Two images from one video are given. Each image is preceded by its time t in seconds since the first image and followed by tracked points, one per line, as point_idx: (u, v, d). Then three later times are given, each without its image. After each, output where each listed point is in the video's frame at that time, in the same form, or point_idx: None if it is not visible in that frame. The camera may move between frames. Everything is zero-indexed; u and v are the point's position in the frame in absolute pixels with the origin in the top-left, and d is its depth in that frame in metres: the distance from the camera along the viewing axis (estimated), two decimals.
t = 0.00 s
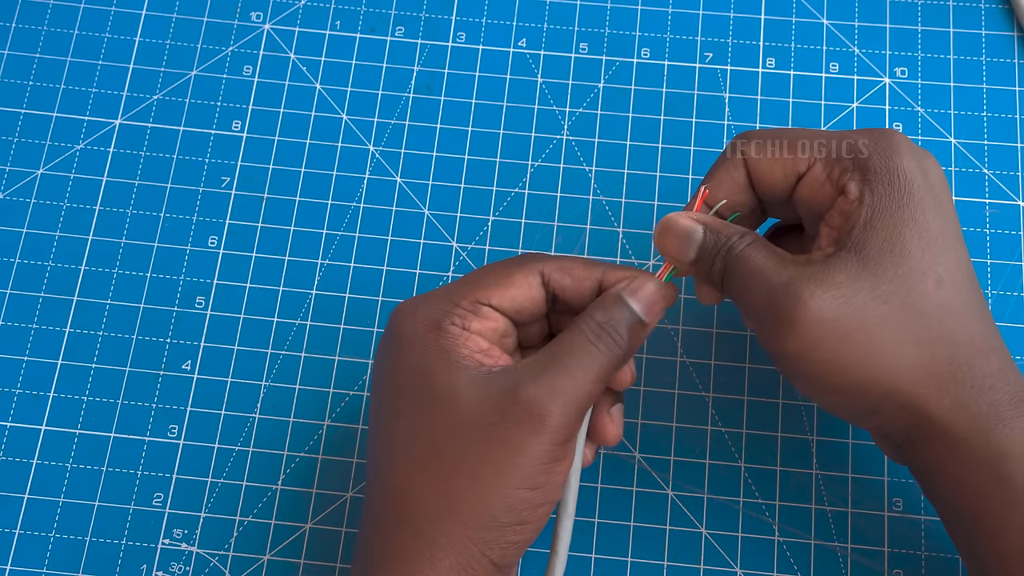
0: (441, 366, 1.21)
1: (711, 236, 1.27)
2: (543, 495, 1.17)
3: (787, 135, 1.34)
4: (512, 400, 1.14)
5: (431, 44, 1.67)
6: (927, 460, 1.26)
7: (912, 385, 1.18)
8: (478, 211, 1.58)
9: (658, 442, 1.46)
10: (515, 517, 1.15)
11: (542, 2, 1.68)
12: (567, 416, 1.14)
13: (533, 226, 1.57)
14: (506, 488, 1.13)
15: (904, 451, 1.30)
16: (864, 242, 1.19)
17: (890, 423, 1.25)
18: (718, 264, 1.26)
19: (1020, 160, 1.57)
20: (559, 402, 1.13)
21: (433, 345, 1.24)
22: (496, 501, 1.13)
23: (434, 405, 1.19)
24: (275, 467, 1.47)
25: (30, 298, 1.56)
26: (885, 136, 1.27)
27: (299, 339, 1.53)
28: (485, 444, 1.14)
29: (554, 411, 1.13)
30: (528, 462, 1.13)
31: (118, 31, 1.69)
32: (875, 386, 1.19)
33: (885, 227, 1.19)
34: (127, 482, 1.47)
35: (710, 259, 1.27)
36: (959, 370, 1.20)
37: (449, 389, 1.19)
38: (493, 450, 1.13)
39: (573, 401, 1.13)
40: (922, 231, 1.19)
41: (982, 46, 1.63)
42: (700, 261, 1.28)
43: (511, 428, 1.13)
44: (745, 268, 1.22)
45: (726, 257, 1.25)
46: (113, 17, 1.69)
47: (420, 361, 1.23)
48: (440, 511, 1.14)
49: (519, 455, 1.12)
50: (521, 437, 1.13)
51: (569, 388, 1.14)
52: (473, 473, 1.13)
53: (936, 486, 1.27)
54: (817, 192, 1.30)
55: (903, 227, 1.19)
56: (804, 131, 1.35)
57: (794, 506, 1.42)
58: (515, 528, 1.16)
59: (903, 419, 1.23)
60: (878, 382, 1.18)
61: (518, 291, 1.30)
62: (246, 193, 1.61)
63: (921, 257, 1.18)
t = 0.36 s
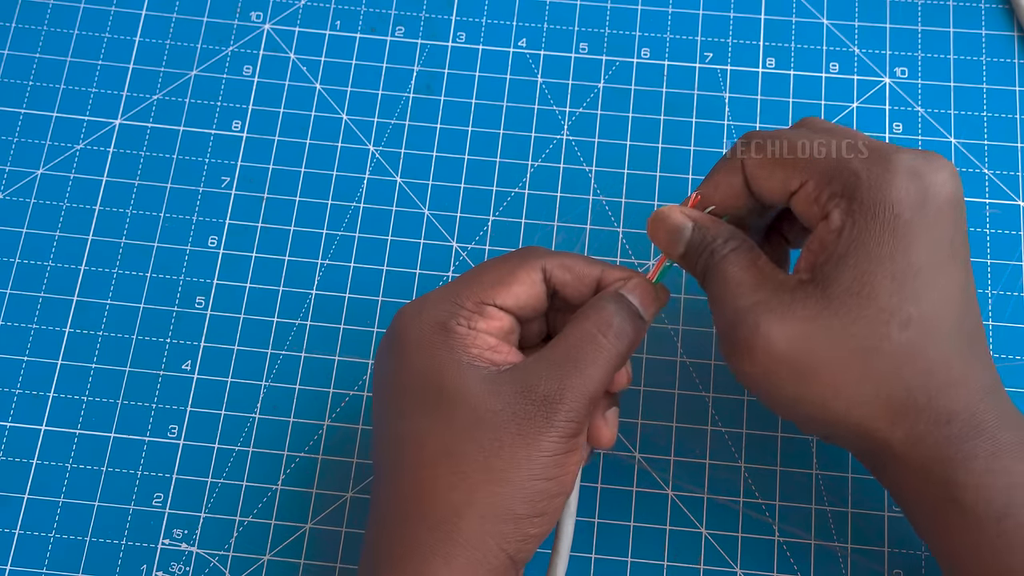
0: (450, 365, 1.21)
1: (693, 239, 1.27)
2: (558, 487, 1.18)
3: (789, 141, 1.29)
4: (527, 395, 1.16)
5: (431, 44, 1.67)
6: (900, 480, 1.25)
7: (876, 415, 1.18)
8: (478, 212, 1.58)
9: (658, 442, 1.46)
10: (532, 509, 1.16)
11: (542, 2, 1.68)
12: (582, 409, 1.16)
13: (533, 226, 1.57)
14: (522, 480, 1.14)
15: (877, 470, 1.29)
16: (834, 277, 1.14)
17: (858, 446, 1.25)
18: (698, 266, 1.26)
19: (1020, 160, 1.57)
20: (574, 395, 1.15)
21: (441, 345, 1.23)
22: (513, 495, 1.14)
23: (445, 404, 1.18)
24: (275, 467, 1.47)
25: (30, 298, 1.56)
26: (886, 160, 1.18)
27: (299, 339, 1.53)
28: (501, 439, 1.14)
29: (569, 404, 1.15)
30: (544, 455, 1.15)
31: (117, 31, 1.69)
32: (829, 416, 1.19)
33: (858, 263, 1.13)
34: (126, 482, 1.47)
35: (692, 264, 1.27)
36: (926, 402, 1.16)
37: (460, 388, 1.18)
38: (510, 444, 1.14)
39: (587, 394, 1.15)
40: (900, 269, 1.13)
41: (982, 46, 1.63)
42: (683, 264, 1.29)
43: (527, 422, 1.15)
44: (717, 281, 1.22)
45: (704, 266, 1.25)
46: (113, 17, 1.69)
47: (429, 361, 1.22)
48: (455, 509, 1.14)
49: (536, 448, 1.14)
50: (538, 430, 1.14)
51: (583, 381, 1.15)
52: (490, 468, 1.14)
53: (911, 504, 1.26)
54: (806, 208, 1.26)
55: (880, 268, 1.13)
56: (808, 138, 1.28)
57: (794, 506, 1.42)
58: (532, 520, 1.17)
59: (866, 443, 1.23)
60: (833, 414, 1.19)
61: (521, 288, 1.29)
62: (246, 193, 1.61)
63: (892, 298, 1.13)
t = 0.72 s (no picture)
0: (439, 362, 1.21)
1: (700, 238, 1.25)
2: (547, 483, 1.17)
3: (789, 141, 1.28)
4: (515, 393, 1.16)
5: (431, 44, 1.67)
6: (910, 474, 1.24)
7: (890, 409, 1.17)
8: (478, 212, 1.58)
9: (658, 442, 1.46)
10: (520, 505, 1.16)
11: (542, 2, 1.68)
12: (571, 405, 1.15)
13: (533, 226, 1.57)
14: (510, 476, 1.14)
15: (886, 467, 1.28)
16: (846, 269, 1.15)
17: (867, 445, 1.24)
18: (701, 264, 1.26)
19: (1020, 160, 1.57)
20: (562, 392, 1.15)
21: (432, 341, 1.23)
22: (502, 490, 1.14)
23: (434, 400, 1.18)
24: (275, 467, 1.47)
25: (30, 298, 1.56)
26: (889, 156, 1.20)
27: (299, 339, 1.53)
28: (490, 435, 1.14)
29: (557, 401, 1.15)
30: (533, 451, 1.14)
31: (117, 31, 1.69)
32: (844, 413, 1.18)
33: (871, 256, 1.15)
34: (126, 482, 1.47)
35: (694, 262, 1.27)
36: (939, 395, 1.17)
37: (449, 384, 1.19)
38: (498, 441, 1.14)
39: (575, 390, 1.15)
40: (907, 256, 1.15)
41: (982, 46, 1.62)
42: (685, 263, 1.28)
43: (515, 419, 1.15)
44: (726, 283, 1.21)
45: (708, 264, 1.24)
46: (113, 17, 1.69)
47: (419, 358, 1.22)
48: (444, 504, 1.14)
49: (525, 444, 1.14)
50: (527, 427, 1.14)
51: (571, 378, 1.15)
52: (478, 463, 1.14)
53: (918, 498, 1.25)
54: (812, 203, 1.26)
55: (889, 257, 1.14)
56: (810, 137, 1.28)
57: (794, 506, 1.42)
58: (521, 516, 1.16)
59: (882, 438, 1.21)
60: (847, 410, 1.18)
61: (511, 284, 1.30)
62: (246, 193, 1.61)
63: (900, 289, 1.14)
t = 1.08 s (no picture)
0: (443, 359, 1.21)
1: (721, 218, 1.27)
2: (538, 490, 1.17)
3: (795, 133, 1.33)
4: (516, 398, 1.15)
5: (431, 44, 1.67)
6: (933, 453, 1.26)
7: (929, 367, 1.18)
8: (478, 212, 1.58)
9: (658, 442, 1.46)
10: (509, 510, 1.15)
11: (542, 2, 1.68)
12: (568, 415, 1.14)
13: (533, 226, 1.57)
14: (502, 480, 1.14)
15: (910, 444, 1.29)
16: (882, 227, 1.19)
17: (900, 413, 1.24)
18: (720, 245, 1.26)
19: (1020, 160, 1.57)
20: (560, 401, 1.14)
21: (438, 338, 1.24)
22: (491, 493, 1.14)
23: (433, 398, 1.19)
24: (275, 467, 1.47)
25: (30, 298, 1.56)
26: (898, 130, 1.26)
27: (299, 339, 1.53)
28: (485, 438, 1.14)
29: (555, 409, 1.14)
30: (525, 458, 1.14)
31: (117, 31, 1.69)
32: (887, 373, 1.18)
33: (903, 215, 1.19)
34: (126, 482, 1.47)
35: (712, 243, 1.26)
36: (974, 357, 1.20)
37: (450, 382, 1.19)
38: (492, 445, 1.14)
39: (574, 400, 1.14)
40: (935, 218, 1.19)
41: (982, 46, 1.62)
42: (703, 244, 1.28)
43: (512, 423, 1.14)
44: (760, 252, 1.21)
45: (734, 240, 1.24)
46: (113, 17, 1.69)
47: (422, 354, 1.23)
48: (432, 503, 1.14)
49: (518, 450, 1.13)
50: (522, 433, 1.14)
51: (571, 387, 1.14)
52: (470, 466, 1.14)
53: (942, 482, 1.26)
54: (829, 181, 1.29)
55: (919, 217, 1.19)
56: (819, 126, 1.33)
57: (794, 506, 1.42)
58: (508, 521, 1.16)
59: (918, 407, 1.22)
60: (889, 368, 1.18)
61: (520, 283, 1.30)
62: (246, 193, 1.61)
63: (933, 248, 1.18)
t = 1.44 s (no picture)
0: (431, 354, 1.23)
1: (732, 210, 1.27)
2: (509, 492, 1.16)
3: (803, 130, 1.35)
4: (485, 396, 1.15)
5: (431, 44, 1.67)
6: (953, 445, 1.26)
7: (956, 353, 1.21)
8: (478, 212, 1.58)
9: (658, 442, 1.46)
10: (477, 512, 1.14)
11: (542, 2, 1.68)
12: (533, 412, 1.15)
13: (533, 225, 1.57)
14: (468, 480, 1.13)
15: (930, 435, 1.30)
16: (905, 215, 1.21)
17: (925, 402, 1.25)
18: (734, 237, 1.25)
19: (1020, 160, 1.57)
20: (524, 397, 1.15)
21: (432, 332, 1.26)
22: (458, 494, 1.13)
23: (415, 392, 1.20)
24: (274, 467, 1.47)
25: (30, 298, 1.56)
26: (909, 121, 1.31)
27: (299, 339, 1.53)
28: (454, 435, 1.14)
29: (519, 405, 1.14)
30: (492, 458, 1.13)
31: (117, 31, 1.69)
32: (916, 361, 1.20)
33: (925, 202, 1.22)
34: (126, 482, 1.47)
35: (725, 237, 1.26)
36: (997, 344, 1.23)
37: (432, 377, 1.20)
38: (460, 442, 1.13)
39: (539, 397, 1.15)
40: (954, 207, 1.23)
41: (982, 46, 1.63)
42: (714, 239, 1.27)
43: (479, 420, 1.14)
44: (781, 241, 1.21)
45: (748, 231, 1.24)
46: (113, 17, 1.69)
47: (411, 349, 1.25)
48: (404, 499, 1.15)
49: (485, 449, 1.13)
50: (487, 431, 1.13)
51: (536, 383, 1.15)
52: (440, 465, 1.14)
53: (959, 473, 1.27)
54: (847, 173, 1.30)
55: (940, 202, 1.22)
56: (827, 123, 1.35)
57: (794, 506, 1.42)
58: (478, 523, 1.15)
59: (942, 397, 1.24)
60: (919, 356, 1.19)
61: (531, 280, 1.34)
62: (246, 193, 1.61)
63: (955, 234, 1.21)
